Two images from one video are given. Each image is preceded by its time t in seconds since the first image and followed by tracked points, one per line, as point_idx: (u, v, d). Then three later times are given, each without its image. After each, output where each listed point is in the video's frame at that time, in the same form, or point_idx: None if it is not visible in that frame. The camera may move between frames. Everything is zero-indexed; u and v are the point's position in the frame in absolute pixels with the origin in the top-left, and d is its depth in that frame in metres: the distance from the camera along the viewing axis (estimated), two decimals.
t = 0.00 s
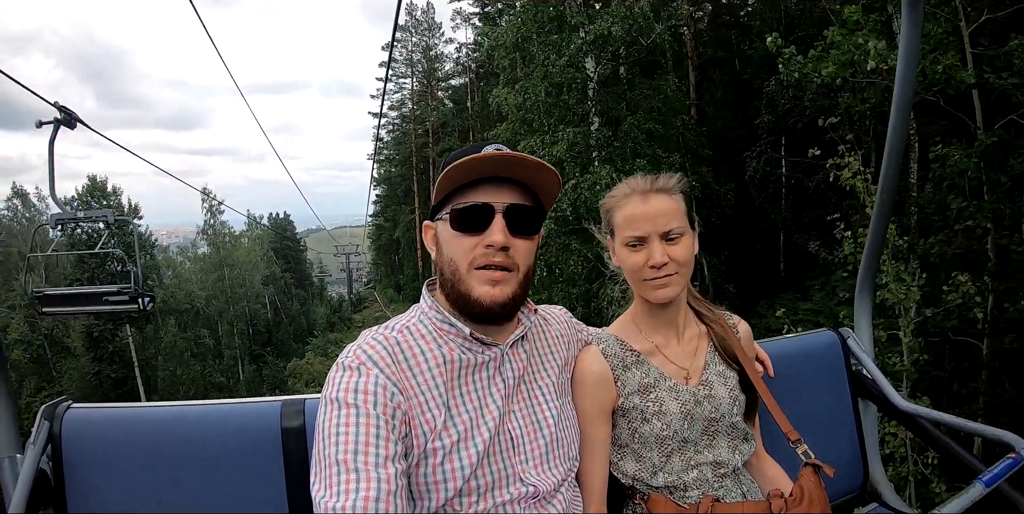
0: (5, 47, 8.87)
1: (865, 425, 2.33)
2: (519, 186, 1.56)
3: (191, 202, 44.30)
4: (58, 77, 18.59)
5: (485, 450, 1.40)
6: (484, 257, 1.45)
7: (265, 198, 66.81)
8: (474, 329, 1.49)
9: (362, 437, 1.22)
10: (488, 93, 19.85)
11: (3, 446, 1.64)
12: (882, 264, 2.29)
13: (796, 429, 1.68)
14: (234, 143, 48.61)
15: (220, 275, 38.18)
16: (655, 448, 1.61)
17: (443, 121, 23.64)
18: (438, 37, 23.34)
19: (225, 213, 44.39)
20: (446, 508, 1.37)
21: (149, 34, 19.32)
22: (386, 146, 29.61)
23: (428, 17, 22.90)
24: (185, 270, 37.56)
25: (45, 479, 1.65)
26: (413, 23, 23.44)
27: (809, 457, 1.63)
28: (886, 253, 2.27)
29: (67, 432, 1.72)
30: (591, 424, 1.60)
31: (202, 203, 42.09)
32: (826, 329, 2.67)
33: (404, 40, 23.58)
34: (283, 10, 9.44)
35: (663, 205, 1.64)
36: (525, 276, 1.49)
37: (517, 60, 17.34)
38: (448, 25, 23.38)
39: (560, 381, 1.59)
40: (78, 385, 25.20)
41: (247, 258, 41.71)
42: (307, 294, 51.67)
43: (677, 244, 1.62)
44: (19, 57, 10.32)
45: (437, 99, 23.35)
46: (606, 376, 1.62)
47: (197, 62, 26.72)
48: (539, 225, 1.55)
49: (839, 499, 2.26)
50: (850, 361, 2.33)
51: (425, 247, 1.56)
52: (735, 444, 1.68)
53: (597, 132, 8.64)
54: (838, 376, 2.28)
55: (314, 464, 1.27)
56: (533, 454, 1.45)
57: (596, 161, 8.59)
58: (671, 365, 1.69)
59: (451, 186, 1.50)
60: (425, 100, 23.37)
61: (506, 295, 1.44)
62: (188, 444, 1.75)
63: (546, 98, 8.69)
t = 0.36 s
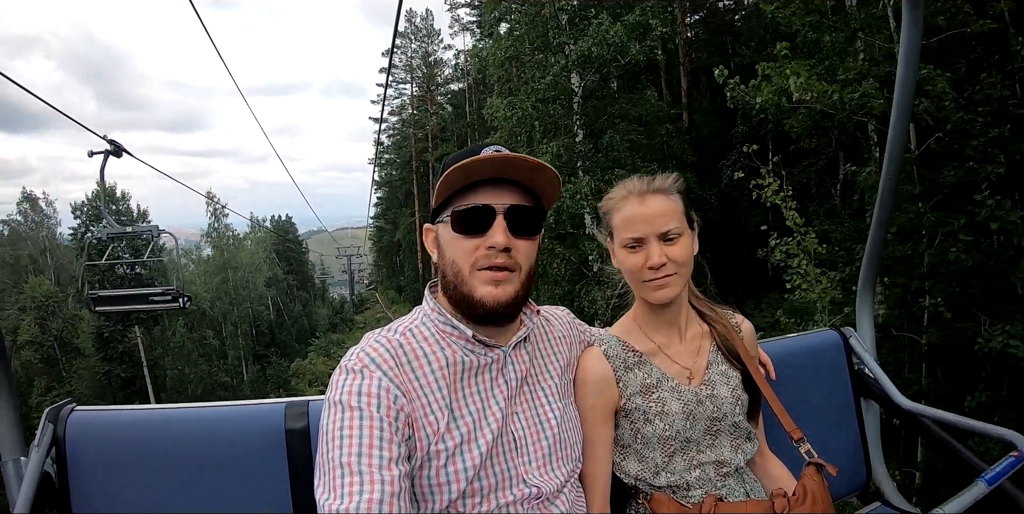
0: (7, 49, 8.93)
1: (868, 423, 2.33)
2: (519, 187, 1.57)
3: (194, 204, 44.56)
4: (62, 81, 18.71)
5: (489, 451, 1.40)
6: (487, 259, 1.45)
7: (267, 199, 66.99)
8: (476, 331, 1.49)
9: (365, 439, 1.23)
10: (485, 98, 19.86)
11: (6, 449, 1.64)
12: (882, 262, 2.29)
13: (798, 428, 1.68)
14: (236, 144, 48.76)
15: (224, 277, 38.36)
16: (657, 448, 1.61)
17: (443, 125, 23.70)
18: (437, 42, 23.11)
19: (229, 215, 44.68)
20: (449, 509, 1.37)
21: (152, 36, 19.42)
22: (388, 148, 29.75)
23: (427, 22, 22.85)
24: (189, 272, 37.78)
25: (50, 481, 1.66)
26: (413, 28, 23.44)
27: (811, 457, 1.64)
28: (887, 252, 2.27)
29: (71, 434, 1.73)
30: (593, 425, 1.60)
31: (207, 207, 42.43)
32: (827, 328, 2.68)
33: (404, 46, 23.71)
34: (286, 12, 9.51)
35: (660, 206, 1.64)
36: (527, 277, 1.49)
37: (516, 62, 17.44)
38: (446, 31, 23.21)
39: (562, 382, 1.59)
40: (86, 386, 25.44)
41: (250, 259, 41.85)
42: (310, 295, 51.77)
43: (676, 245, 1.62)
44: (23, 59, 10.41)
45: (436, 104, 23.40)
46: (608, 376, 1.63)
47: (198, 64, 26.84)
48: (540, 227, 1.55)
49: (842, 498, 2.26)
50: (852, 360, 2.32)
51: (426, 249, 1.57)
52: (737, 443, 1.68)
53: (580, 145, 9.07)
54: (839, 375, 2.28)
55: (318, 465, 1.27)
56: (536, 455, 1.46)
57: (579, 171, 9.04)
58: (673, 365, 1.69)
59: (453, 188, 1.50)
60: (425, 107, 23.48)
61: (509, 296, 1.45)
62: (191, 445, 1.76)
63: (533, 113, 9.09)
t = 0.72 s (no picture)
0: (7, 52, 9.03)
1: (868, 422, 2.33)
2: (520, 187, 1.58)
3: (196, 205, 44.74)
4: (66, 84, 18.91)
5: (489, 449, 1.40)
6: (487, 259, 1.45)
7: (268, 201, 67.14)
8: (475, 330, 1.49)
9: (364, 439, 1.23)
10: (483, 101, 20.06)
11: (6, 450, 1.64)
12: (880, 262, 2.30)
13: (799, 426, 1.68)
14: (236, 145, 48.86)
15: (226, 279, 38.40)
16: (657, 448, 1.61)
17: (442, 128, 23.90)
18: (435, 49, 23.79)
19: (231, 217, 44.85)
20: (450, 509, 1.37)
21: (154, 39, 19.56)
22: (387, 151, 30.08)
23: (426, 29, 23.62)
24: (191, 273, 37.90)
25: (50, 482, 1.66)
26: (411, 35, 24.11)
27: (811, 456, 1.64)
28: (885, 251, 2.28)
29: (71, 435, 1.73)
30: (592, 424, 1.60)
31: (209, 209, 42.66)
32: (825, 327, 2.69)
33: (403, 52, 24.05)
34: (285, 14, 9.67)
35: (660, 205, 1.64)
36: (527, 276, 1.49)
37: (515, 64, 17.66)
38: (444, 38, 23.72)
39: (562, 381, 1.59)
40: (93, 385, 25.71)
41: (252, 261, 41.92)
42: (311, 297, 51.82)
43: (677, 245, 1.63)
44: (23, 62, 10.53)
45: (434, 109, 23.72)
46: (608, 376, 1.63)
47: (199, 67, 27.03)
48: (538, 225, 1.55)
49: (843, 498, 2.25)
50: (853, 359, 2.32)
51: (424, 250, 1.57)
52: (738, 442, 1.68)
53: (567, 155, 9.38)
54: (839, 375, 2.29)
55: (318, 466, 1.27)
56: (537, 453, 1.46)
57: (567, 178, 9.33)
58: (673, 364, 1.69)
59: (452, 190, 1.50)
60: (424, 111, 23.83)
61: (509, 296, 1.45)
62: (190, 446, 1.76)
63: (522, 123, 9.35)
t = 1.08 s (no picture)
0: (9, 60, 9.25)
1: (867, 420, 2.34)
2: (517, 185, 1.59)
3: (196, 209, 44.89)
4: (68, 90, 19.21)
5: (489, 446, 1.41)
6: (483, 258, 1.46)
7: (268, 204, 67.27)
8: (473, 328, 1.50)
9: (363, 437, 1.24)
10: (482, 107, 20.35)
11: (8, 451, 1.65)
12: (877, 259, 2.31)
13: (797, 423, 1.69)
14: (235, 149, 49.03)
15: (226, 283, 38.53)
16: (656, 446, 1.62)
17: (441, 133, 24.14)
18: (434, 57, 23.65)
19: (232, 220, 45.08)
20: (450, 506, 1.38)
21: (154, 44, 19.80)
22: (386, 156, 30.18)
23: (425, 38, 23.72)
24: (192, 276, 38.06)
25: (53, 482, 1.67)
26: (410, 43, 24.39)
27: (810, 452, 1.64)
28: (883, 249, 2.28)
29: (72, 436, 1.74)
30: (591, 422, 1.61)
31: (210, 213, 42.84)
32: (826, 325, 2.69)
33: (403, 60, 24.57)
34: (284, 18, 9.86)
35: (659, 203, 1.66)
36: (524, 273, 1.51)
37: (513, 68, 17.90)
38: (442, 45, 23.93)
39: (561, 379, 1.60)
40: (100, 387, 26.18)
41: (252, 264, 42.05)
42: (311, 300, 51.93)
43: (677, 242, 1.64)
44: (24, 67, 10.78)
45: (433, 116, 23.93)
46: (607, 374, 1.64)
47: (199, 71, 27.26)
48: (534, 223, 1.57)
49: (842, 496, 2.26)
50: (851, 358, 2.33)
51: (421, 249, 1.58)
52: (736, 440, 1.69)
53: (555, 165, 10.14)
54: (838, 373, 2.29)
55: (317, 465, 1.28)
56: (536, 450, 1.47)
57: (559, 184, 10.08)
58: (671, 363, 1.70)
59: (448, 189, 1.51)
60: (423, 117, 24.02)
61: (505, 293, 1.46)
62: (191, 447, 1.77)
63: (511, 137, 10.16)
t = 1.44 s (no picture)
0: (9, 58, 9.24)
1: (873, 423, 2.34)
2: (527, 189, 1.58)
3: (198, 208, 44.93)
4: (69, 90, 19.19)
5: (499, 451, 1.41)
6: (494, 261, 1.46)
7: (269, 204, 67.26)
8: (484, 331, 1.50)
9: (375, 442, 1.23)
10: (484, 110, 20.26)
11: (12, 455, 1.63)
12: (884, 261, 2.30)
13: (805, 428, 1.68)
14: (236, 150, 49.05)
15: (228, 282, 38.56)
16: (665, 450, 1.62)
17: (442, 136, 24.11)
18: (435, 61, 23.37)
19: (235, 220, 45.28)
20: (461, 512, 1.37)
21: (156, 45, 19.82)
22: (386, 158, 30.05)
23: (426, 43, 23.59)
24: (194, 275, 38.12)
25: (57, 486, 1.66)
26: (410, 48, 24.20)
27: (819, 456, 1.64)
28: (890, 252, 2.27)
29: (77, 439, 1.73)
30: (600, 427, 1.61)
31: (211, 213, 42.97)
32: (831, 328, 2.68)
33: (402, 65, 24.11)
34: (287, 17, 9.83)
35: (669, 207, 1.65)
36: (534, 277, 1.50)
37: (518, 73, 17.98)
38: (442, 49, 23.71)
39: (570, 383, 1.59)
40: (108, 385, 26.41)
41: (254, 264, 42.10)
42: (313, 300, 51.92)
43: (687, 246, 1.63)
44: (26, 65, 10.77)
45: (433, 120, 23.79)
46: (617, 377, 1.64)
47: (200, 72, 27.30)
48: (543, 227, 1.57)
49: (848, 499, 2.26)
50: (857, 360, 2.33)
51: (430, 254, 1.58)
52: (746, 444, 1.68)
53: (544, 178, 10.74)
54: (845, 376, 2.29)
55: (328, 471, 1.27)
56: (546, 455, 1.46)
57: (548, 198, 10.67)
58: (681, 366, 1.70)
59: (457, 193, 1.51)
60: (423, 121, 23.88)
61: (516, 297, 1.46)
62: (197, 451, 1.76)
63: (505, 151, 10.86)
